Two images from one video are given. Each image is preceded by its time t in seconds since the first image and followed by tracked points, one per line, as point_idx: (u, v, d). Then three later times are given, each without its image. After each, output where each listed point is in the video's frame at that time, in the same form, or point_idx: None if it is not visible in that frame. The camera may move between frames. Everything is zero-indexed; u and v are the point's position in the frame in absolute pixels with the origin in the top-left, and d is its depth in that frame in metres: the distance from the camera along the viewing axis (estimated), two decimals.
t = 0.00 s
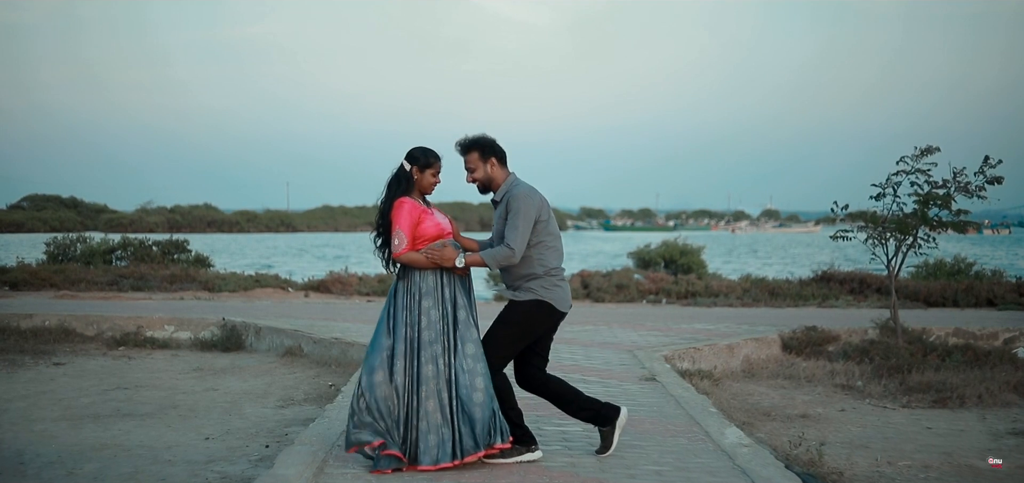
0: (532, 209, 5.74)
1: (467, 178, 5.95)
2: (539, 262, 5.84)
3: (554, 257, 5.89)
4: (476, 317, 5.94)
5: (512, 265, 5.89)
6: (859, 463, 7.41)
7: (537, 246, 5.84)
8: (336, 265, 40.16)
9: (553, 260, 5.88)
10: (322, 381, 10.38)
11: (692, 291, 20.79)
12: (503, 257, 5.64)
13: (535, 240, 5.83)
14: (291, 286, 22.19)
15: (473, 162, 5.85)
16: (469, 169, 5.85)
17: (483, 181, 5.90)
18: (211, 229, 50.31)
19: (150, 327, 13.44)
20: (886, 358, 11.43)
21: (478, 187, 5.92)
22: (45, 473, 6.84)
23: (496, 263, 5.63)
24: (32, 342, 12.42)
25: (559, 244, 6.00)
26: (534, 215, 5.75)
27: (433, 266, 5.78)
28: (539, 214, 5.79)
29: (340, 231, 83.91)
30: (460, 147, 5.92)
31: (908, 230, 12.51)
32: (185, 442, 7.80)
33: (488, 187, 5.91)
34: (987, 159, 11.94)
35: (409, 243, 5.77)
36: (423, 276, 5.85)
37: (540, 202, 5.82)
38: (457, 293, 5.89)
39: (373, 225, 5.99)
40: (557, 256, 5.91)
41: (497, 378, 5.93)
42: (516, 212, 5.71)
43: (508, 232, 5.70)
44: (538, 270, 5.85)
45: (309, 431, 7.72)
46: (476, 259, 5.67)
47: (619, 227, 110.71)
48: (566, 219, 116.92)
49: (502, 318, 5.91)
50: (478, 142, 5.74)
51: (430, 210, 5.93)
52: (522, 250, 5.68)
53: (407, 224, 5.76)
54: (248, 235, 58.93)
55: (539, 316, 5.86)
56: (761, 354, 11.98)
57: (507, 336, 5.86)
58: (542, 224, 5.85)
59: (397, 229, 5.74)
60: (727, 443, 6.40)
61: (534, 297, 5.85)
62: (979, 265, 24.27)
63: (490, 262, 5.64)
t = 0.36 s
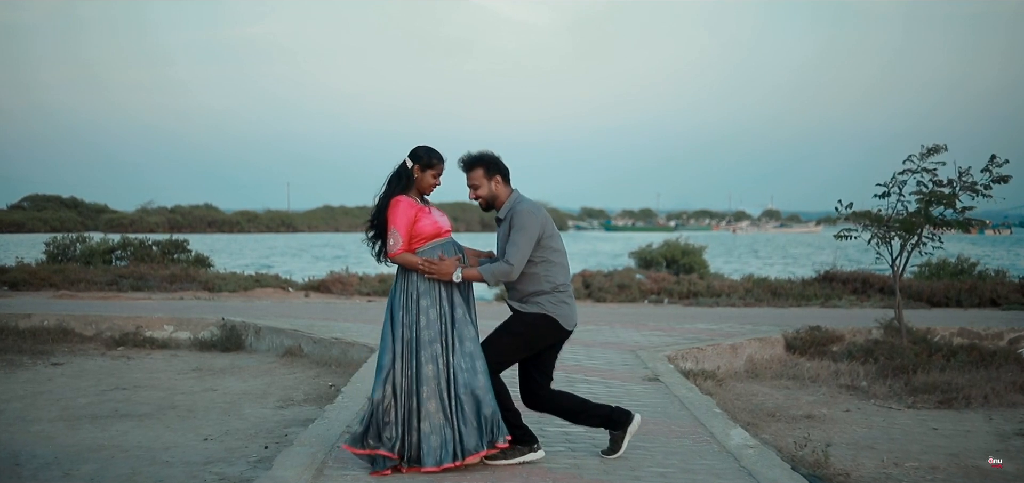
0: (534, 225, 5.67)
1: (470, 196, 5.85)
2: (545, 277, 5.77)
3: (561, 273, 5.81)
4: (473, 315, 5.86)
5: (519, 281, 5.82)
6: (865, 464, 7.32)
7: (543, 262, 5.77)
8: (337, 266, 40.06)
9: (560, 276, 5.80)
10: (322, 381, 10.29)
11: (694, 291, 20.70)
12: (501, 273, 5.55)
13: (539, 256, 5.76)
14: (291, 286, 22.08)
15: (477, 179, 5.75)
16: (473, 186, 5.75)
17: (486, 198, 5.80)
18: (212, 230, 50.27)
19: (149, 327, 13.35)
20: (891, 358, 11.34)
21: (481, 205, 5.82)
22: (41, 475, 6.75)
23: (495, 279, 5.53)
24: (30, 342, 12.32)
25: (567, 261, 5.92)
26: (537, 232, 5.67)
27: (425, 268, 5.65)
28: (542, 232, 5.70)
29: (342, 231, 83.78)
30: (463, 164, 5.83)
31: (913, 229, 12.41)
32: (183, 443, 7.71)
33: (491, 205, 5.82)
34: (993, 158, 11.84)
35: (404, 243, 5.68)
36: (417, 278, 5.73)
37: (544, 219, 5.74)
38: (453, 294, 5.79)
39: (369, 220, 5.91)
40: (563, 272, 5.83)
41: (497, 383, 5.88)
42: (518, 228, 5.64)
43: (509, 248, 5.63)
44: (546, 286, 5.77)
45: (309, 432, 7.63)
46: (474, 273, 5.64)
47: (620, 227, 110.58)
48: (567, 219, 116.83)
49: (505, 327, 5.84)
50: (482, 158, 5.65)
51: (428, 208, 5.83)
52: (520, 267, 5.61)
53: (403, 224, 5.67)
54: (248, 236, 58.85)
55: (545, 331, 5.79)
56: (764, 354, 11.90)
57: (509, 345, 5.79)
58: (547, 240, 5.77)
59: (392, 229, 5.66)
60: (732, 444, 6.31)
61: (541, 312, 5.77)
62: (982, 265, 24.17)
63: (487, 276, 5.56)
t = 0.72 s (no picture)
0: (537, 241, 5.64)
1: (473, 210, 5.80)
2: (549, 293, 5.74)
3: (564, 289, 5.79)
4: (469, 317, 5.78)
5: (521, 298, 5.78)
6: (871, 466, 7.24)
7: (546, 278, 5.74)
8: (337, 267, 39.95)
9: (563, 292, 5.77)
10: (322, 382, 10.21)
11: (696, 292, 20.61)
12: (497, 287, 5.49)
13: (541, 272, 5.73)
14: (291, 287, 22.00)
15: (481, 195, 5.69)
16: (478, 201, 5.69)
17: (489, 215, 5.75)
18: (212, 231, 50.24)
19: (148, 328, 13.27)
20: (895, 359, 11.25)
21: (483, 220, 5.78)
22: (37, 477, 6.67)
23: (489, 293, 5.50)
24: (29, 343, 12.25)
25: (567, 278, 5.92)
26: (539, 248, 5.64)
27: (420, 272, 5.58)
28: (542, 249, 5.66)
29: (342, 232, 83.69)
30: (468, 178, 5.77)
31: (917, 229, 12.31)
32: (181, 445, 7.63)
33: (493, 221, 5.78)
34: (999, 157, 11.76)
35: (401, 241, 5.60)
36: (412, 279, 5.66)
37: (546, 235, 5.71)
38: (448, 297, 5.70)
39: (367, 217, 5.85)
40: (566, 288, 5.80)
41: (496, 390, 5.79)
42: (518, 243, 5.61)
43: (506, 263, 5.61)
44: (549, 302, 5.74)
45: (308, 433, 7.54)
46: (468, 287, 5.60)
47: (621, 228, 110.45)
48: (567, 220, 116.78)
49: (505, 337, 5.77)
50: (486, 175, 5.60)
51: (427, 207, 5.75)
52: (515, 281, 5.56)
53: (400, 223, 5.60)
54: (248, 237, 58.76)
55: (550, 346, 5.72)
56: (767, 354, 11.83)
57: (508, 354, 5.72)
58: (550, 256, 5.74)
59: (389, 227, 5.59)
60: (737, 445, 6.23)
61: (546, 328, 5.73)
62: (985, 265, 24.06)
63: (481, 290, 5.53)
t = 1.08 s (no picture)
0: (536, 253, 5.60)
1: (474, 219, 5.75)
2: (548, 306, 5.69)
3: (563, 302, 5.75)
4: (465, 317, 5.70)
5: (520, 311, 5.73)
6: (875, 467, 7.16)
7: (546, 290, 5.70)
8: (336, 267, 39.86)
9: (562, 305, 5.73)
10: (320, 382, 10.13)
11: (697, 292, 20.52)
12: (493, 296, 5.47)
13: (539, 284, 5.69)
14: (290, 287, 21.92)
15: (484, 204, 5.65)
16: (479, 211, 5.65)
17: (490, 226, 5.71)
18: (212, 231, 50.17)
19: (146, 328, 13.19)
20: (898, 359, 11.18)
21: (483, 232, 5.73)
22: (31, 477, 6.59)
23: (485, 302, 5.47)
24: (25, 343, 12.16)
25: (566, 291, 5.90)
26: (537, 260, 5.61)
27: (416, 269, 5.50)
28: (542, 262, 5.63)
29: (342, 233, 83.60)
30: (471, 186, 5.73)
31: (920, 229, 12.24)
32: (178, 445, 7.55)
33: (494, 232, 5.74)
34: (1003, 157, 11.70)
35: (397, 238, 5.52)
36: (407, 276, 5.58)
37: (546, 248, 5.68)
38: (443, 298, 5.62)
39: (366, 213, 5.77)
40: (564, 301, 5.76)
41: (491, 394, 5.68)
42: (517, 254, 5.57)
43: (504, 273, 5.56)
44: (548, 315, 5.70)
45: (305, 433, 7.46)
46: (465, 292, 5.55)
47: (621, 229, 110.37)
48: (567, 220, 116.72)
49: (500, 346, 5.71)
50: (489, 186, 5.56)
51: (426, 204, 5.67)
52: (512, 291, 5.51)
53: (397, 219, 5.52)
54: (248, 238, 58.66)
55: (550, 359, 5.68)
56: (769, 355, 11.76)
57: (503, 361, 5.66)
58: (549, 269, 5.70)
59: (386, 223, 5.51)
60: (740, 445, 6.15)
61: (545, 341, 5.68)
62: (986, 266, 23.99)
63: (477, 297, 5.50)
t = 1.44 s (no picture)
0: (536, 260, 5.56)
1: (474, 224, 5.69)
2: (548, 314, 5.64)
3: (563, 311, 5.70)
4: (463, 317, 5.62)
5: (519, 320, 5.68)
6: (881, 466, 7.08)
7: (545, 299, 5.65)
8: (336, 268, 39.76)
9: (562, 313, 5.69)
10: (320, 382, 10.05)
11: (699, 292, 20.42)
12: (492, 303, 5.46)
13: (539, 292, 5.64)
14: (290, 287, 21.83)
15: (486, 210, 5.60)
16: (481, 216, 5.59)
17: (492, 231, 5.65)
18: (212, 232, 50.06)
19: (145, 328, 13.10)
20: (903, 358, 11.09)
21: (483, 237, 5.67)
22: (26, 478, 6.50)
23: (484, 306, 5.47)
24: (24, 343, 12.08)
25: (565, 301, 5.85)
26: (538, 267, 5.56)
27: (415, 266, 5.42)
28: (542, 270, 5.59)
29: (342, 234, 83.53)
30: (472, 192, 5.66)
31: (925, 228, 12.16)
32: (176, 446, 7.47)
33: (495, 239, 5.70)
34: (1007, 154, 11.62)
35: (396, 234, 5.44)
36: (406, 273, 5.51)
37: (546, 255, 5.64)
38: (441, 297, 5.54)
39: (366, 209, 5.69)
40: (564, 310, 5.71)
41: (491, 396, 5.59)
42: (518, 261, 5.53)
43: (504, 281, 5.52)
44: (548, 324, 5.64)
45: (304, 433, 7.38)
46: (464, 295, 5.51)
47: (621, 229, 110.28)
48: (568, 221, 116.63)
49: (500, 350, 5.64)
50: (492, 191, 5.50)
51: (427, 200, 5.58)
52: (512, 299, 5.48)
53: (396, 215, 5.43)
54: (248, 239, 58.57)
55: (550, 366, 5.62)
56: (773, 353, 11.67)
57: (503, 366, 5.58)
58: (548, 277, 5.65)
59: (385, 218, 5.42)
60: (745, 445, 6.07)
61: (546, 349, 5.61)
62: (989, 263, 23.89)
63: (477, 301, 5.49)
